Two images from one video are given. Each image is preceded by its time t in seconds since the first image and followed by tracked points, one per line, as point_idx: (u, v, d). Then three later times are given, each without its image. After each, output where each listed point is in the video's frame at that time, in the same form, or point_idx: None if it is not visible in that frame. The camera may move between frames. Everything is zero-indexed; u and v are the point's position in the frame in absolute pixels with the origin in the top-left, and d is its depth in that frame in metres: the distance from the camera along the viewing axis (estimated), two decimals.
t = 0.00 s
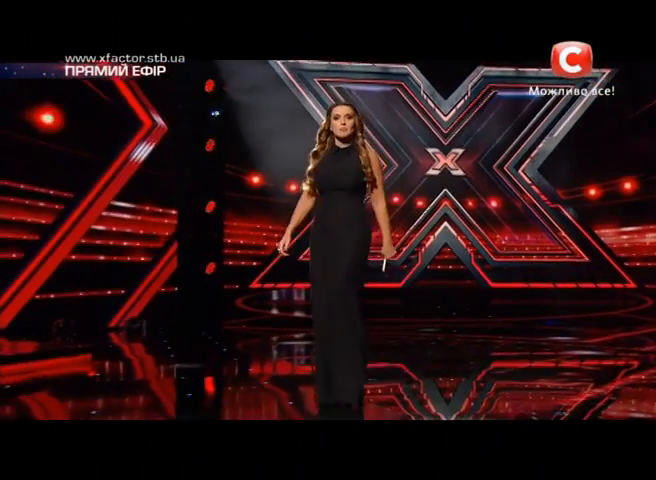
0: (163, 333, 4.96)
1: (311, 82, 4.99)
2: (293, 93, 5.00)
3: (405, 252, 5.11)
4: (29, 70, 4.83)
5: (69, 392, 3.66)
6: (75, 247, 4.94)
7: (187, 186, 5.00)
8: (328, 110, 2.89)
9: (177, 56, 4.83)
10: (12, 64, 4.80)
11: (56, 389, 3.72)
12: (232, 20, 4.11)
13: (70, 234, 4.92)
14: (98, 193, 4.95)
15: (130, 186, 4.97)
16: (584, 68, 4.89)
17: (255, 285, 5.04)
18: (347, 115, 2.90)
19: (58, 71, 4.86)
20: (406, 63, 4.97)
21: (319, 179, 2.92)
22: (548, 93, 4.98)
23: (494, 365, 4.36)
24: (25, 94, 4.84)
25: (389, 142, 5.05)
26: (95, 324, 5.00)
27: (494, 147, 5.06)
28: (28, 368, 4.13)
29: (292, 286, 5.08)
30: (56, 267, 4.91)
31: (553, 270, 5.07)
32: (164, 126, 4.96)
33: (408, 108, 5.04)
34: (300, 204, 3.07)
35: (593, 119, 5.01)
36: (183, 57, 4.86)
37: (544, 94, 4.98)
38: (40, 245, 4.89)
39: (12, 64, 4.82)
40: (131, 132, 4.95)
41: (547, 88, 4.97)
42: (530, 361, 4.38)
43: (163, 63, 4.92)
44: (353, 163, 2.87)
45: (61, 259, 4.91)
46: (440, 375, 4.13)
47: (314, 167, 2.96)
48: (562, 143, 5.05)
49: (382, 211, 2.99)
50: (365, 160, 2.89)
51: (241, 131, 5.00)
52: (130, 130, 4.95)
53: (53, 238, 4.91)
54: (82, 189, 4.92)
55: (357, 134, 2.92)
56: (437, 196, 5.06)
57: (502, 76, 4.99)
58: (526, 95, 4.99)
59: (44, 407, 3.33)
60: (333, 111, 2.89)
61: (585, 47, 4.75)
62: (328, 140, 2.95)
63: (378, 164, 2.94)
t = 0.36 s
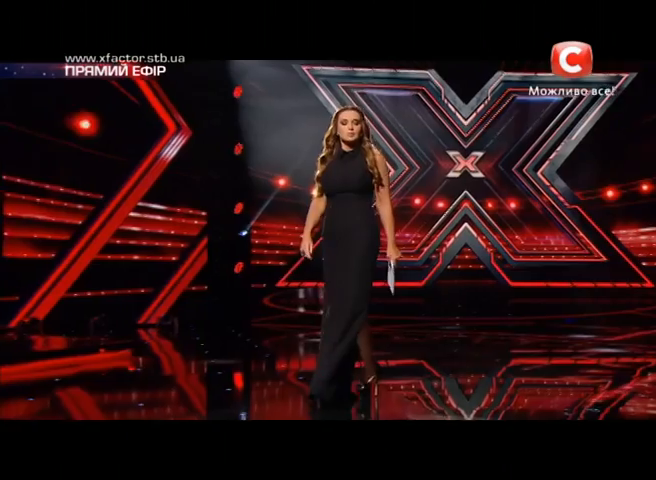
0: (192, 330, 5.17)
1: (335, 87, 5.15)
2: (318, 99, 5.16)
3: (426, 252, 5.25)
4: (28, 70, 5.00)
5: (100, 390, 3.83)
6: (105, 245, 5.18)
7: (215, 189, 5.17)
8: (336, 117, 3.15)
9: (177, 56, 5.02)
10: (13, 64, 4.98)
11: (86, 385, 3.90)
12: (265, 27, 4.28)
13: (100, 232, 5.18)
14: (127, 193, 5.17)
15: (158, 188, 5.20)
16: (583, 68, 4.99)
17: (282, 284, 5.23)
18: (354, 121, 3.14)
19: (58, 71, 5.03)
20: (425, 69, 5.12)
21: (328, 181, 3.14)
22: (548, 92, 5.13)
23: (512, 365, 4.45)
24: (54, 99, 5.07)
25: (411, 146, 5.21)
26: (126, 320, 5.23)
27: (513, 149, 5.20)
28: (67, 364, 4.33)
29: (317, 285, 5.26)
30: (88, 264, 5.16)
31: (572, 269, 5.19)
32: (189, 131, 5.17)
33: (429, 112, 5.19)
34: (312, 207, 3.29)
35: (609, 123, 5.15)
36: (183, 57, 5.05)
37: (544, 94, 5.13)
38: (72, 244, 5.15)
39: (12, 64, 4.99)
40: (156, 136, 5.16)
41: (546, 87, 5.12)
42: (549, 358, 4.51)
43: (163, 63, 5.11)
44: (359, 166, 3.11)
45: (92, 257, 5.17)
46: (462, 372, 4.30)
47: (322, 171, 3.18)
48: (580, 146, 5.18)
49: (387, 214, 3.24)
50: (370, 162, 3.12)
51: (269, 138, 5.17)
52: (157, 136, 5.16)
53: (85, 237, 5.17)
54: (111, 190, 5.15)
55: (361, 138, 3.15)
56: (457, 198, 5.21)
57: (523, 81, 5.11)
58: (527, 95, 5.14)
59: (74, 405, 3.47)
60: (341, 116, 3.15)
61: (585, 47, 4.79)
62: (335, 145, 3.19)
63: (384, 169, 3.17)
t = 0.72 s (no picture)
0: (212, 327, 5.32)
1: (353, 91, 5.30)
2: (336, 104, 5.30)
3: (440, 251, 5.41)
4: (28, 70, 5.04)
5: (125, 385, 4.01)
6: (125, 244, 5.39)
7: (236, 191, 5.34)
8: (334, 113, 3.41)
9: (178, 56, 5.10)
10: (12, 64, 5.00)
11: (112, 381, 4.08)
12: (267, 26, 4.53)
13: (121, 232, 5.39)
14: (146, 195, 5.38)
15: (180, 189, 5.41)
16: (583, 68, 5.14)
17: (301, 283, 5.37)
18: (350, 118, 3.40)
19: (57, 71, 5.11)
20: (440, 74, 5.28)
21: (330, 176, 3.45)
22: (548, 93, 5.29)
23: (523, 361, 4.63)
24: (74, 101, 5.23)
25: (425, 149, 5.36)
26: (148, 318, 5.39)
27: (525, 152, 5.37)
28: (95, 360, 4.51)
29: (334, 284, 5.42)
30: (109, 261, 5.37)
31: (582, 269, 5.36)
32: (205, 134, 5.33)
33: (443, 117, 5.36)
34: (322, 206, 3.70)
35: (618, 126, 5.31)
36: (183, 57, 5.14)
37: (544, 94, 5.28)
38: (94, 242, 5.35)
39: (12, 64, 5.01)
40: (173, 140, 5.34)
41: (546, 88, 5.27)
42: (560, 355, 4.70)
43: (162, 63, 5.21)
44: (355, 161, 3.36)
45: (113, 255, 5.37)
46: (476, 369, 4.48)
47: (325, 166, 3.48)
48: (590, 149, 5.34)
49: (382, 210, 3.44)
50: (367, 156, 3.36)
51: (288, 141, 5.32)
52: (174, 139, 5.34)
53: (106, 235, 5.38)
54: (131, 190, 5.35)
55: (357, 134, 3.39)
56: (470, 199, 5.36)
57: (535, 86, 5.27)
58: (527, 95, 5.28)
59: (102, 401, 3.65)
60: (338, 112, 3.41)
61: (584, 47, 4.96)
62: (336, 141, 3.46)
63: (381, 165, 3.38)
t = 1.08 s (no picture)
0: (224, 324, 5.53)
1: (360, 96, 5.49)
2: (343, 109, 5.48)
3: (444, 251, 5.58)
4: (28, 70, 5.42)
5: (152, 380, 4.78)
6: (134, 243, 5.54)
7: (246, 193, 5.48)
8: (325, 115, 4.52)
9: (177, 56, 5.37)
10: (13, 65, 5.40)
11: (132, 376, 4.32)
12: (267, 27, 5.12)
13: (130, 231, 5.54)
14: (153, 196, 5.52)
15: (191, 191, 5.52)
16: (584, 68, 5.43)
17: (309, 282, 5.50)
18: (337, 118, 4.50)
19: (57, 71, 5.43)
20: (444, 79, 5.49)
21: (322, 175, 4.34)
22: (549, 93, 5.48)
23: (525, 357, 5.27)
24: (80, 105, 5.46)
25: (429, 151, 5.55)
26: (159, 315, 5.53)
27: (526, 155, 5.55)
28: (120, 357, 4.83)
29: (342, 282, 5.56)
30: (120, 259, 5.55)
31: (581, 268, 5.55)
32: (211, 137, 5.48)
33: (447, 120, 5.53)
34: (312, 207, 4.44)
35: (616, 129, 5.50)
36: (183, 57, 5.39)
37: (544, 93, 5.48)
38: (105, 240, 5.54)
39: (13, 64, 5.42)
40: (181, 141, 5.48)
41: (547, 88, 5.47)
42: (560, 352, 5.33)
43: (162, 64, 5.45)
44: (348, 161, 4.32)
45: (123, 253, 5.54)
46: (478, 366, 5.12)
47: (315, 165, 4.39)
48: (589, 153, 5.51)
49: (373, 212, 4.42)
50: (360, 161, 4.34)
51: (296, 144, 5.47)
52: (181, 141, 5.48)
53: (116, 234, 5.55)
54: (140, 191, 5.51)
55: (348, 137, 4.42)
56: (473, 200, 5.55)
57: (535, 88, 5.48)
58: (527, 95, 5.49)
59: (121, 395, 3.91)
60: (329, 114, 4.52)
61: (584, 47, 5.32)
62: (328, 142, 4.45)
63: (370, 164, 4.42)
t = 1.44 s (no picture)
0: (237, 321, 5.69)
1: (369, 101, 5.65)
2: (353, 113, 5.64)
3: (451, 251, 5.76)
4: (27, 70, 5.51)
5: (168, 375, 4.82)
6: (144, 242, 5.69)
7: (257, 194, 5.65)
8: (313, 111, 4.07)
9: (178, 56, 5.51)
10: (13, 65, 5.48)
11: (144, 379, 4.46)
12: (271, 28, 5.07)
13: (140, 231, 5.69)
14: (162, 197, 5.69)
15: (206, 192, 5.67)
16: (583, 68, 5.55)
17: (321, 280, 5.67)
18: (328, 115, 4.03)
19: (57, 71, 5.54)
20: (452, 84, 5.63)
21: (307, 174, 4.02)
22: (549, 93, 5.64)
23: (529, 353, 5.33)
24: (87, 106, 5.61)
25: (436, 154, 5.71)
26: (171, 312, 5.68)
27: (530, 158, 5.72)
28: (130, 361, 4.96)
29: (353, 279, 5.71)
30: (131, 259, 5.70)
31: (584, 267, 5.72)
32: (218, 140, 5.64)
33: (454, 124, 5.69)
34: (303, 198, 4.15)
35: (618, 132, 5.67)
36: (183, 57, 5.53)
37: (543, 93, 5.63)
38: (116, 241, 5.69)
39: (13, 64, 5.50)
40: (188, 145, 5.63)
41: (547, 89, 5.63)
42: (564, 347, 5.47)
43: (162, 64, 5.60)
44: (337, 160, 3.95)
45: (135, 253, 5.69)
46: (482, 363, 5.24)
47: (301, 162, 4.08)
48: (591, 155, 5.68)
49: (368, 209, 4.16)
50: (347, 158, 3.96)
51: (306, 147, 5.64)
52: (188, 145, 5.63)
53: (127, 234, 5.70)
54: (150, 192, 5.67)
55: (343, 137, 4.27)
56: (479, 202, 5.72)
57: (535, 89, 5.64)
58: (528, 96, 5.65)
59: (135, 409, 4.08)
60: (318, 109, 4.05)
61: (583, 47, 5.42)
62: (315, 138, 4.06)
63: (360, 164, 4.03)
